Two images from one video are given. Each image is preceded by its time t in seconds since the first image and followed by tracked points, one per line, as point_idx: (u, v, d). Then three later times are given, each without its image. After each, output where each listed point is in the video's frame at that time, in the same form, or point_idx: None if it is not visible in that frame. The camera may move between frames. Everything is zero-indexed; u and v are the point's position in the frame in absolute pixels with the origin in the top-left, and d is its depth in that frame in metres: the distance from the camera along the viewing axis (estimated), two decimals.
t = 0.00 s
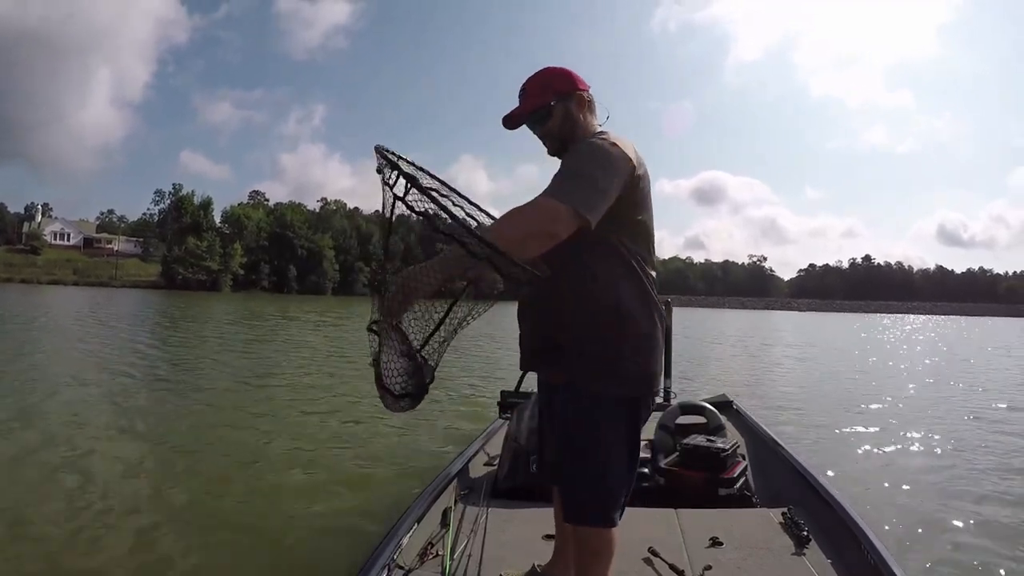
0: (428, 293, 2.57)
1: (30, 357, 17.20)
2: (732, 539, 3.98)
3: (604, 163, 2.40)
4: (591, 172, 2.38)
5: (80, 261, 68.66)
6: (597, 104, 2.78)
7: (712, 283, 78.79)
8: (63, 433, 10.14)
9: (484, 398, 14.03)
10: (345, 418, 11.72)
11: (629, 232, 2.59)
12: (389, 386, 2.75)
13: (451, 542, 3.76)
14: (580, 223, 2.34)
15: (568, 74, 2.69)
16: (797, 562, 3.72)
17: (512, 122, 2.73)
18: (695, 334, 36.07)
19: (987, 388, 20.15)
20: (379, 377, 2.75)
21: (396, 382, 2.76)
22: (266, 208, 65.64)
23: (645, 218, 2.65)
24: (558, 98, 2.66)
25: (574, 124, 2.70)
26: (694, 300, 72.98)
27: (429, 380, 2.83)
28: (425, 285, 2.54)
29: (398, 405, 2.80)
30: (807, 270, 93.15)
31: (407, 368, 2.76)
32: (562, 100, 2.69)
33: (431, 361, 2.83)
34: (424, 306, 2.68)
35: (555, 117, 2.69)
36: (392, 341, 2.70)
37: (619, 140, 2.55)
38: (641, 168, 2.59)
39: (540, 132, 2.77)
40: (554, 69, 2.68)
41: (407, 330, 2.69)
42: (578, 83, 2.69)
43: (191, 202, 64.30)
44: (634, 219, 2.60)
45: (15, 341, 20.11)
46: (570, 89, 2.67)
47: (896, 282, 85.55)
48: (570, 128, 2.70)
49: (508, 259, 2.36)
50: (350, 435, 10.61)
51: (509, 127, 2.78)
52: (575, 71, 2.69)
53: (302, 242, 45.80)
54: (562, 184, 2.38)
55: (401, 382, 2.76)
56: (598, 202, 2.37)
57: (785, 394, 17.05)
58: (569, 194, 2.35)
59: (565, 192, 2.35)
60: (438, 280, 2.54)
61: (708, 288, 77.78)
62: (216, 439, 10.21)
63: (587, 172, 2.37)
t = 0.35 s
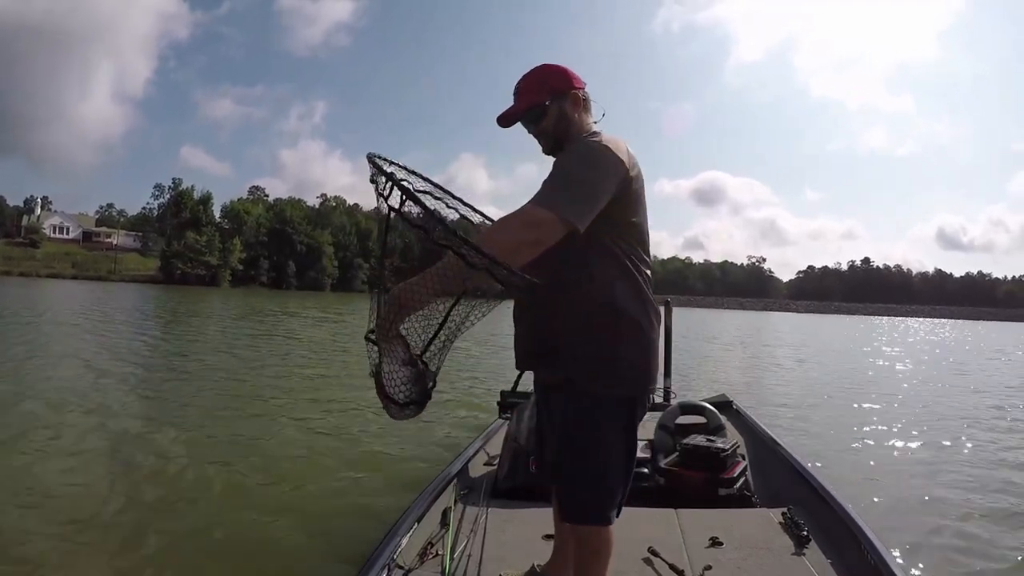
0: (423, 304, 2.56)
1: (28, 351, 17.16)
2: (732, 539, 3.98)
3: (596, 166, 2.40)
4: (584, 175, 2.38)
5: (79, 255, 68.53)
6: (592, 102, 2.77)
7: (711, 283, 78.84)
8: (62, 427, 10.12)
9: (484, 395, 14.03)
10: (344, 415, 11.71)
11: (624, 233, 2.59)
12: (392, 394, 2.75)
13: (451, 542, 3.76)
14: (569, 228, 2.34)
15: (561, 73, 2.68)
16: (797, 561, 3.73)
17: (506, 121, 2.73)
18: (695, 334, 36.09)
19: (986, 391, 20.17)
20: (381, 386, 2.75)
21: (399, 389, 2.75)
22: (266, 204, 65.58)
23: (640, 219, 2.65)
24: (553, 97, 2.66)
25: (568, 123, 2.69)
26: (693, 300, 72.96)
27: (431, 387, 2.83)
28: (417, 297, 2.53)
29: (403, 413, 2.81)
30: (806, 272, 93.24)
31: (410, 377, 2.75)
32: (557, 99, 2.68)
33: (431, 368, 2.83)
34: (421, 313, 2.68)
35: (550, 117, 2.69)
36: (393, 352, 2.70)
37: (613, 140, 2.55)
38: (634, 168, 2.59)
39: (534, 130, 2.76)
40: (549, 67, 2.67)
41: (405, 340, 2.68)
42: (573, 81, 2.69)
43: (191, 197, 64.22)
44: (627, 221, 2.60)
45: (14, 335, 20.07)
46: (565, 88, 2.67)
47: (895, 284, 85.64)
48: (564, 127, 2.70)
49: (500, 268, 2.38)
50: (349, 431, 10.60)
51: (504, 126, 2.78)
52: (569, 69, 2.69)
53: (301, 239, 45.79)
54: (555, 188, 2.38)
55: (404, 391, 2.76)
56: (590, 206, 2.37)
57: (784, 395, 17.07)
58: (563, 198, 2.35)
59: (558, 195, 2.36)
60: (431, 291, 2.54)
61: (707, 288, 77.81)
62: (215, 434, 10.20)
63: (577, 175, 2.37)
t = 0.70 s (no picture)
0: (423, 307, 2.56)
1: (27, 350, 17.13)
2: (732, 540, 3.98)
3: (587, 168, 2.40)
4: (576, 178, 2.38)
5: (77, 254, 68.41)
6: (583, 103, 2.77)
7: (710, 282, 78.88)
8: (62, 426, 10.12)
9: (483, 395, 14.02)
10: (344, 414, 11.71)
11: (617, 233, 2.59)
12: (393, 395, 2.74)
13: (450, 542, 3.76)
14: (560, 231, 2.34)
15: (552, 75, 2.67)
16: (797, 561, 3.73)
17: (498, 124, 2.72)
18: (694, 334, 36.08)
19: (984, 390, 20.19)
20: (383, 386, 2.75)
21: (400, 390, 2.75)
22: (264, 203, 65.52)
23: (633, 219, 2.66)
24: (544, 100, 2.66)
25: (559, 126, 2.69)
26: (692, 298, 73.01)
27: (432, 387, 2.83)
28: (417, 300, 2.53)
29: (403, 414, 2.80)
30: (805, 270, 93.31)
31: (413, 379, 2.75)
32: (547, 101, 2.68)
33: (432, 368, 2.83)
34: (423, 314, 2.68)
35: (540, 119, 2.69)
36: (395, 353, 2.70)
37: (605, 142, 2.54)
38: (626, 169, 2.59)
39: (525, 132, 2.76)
40: (541, 68, 2.66)
41: (407, 342, 2.68)
42: (564, 82, 2.68)
43: (189, 196, 64.17)
44: (620, 220, 2.60)
45: (12, 335, 20.03)
46: (556, 89, 2.67)
47: (893, 284, 85.71)
48: (555, 129, 2.70)
49: (494, 273, 2.37)
50: (348, 431, 10.59)
51: (495, 129, 2.77)
52: (560, 71, 2.69)
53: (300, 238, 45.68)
54: (550, 191, 2.37)
55: (405, 392, 2.75)
56: (583, 210, 2.38)
57: (783, 394, 17.08)
58: (558, 200, 2.35)
59: (552, 197, 2.35)
60: (429, 292, 2.54)
61: (706, 287, 77.84)
62: (215, 434, 10.20)
63: (567, 178, 2.37)
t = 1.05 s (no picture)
0: (428, 313, 2.57)
1: (25, 354, 17.11)
2: (732, 540, 3.99)
3: (585, 170, 2.40)
4: (572, 181, 2.38)
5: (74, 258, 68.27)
6: (580, 106, 2.78)
7: (708, 281, 78.94)
8: (61, 429, 10.11)
9: (482, 395, 14.02)
10: (343, 416, 11.70)
11: (614, 234, 2.60)
12: (404, 402, 2.78)
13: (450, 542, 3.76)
14: (559, 233, 2.35)
15: (550, 77, 2.67)
16: (797, 561, 3.74)
17: (495, 127, 2.72)
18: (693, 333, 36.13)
19: (983, 387, 20.23)
20: (396, 395, 2.78)
21: (411, 397, 2.78)
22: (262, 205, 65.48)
23: (630, 219, 2.66)
24: (542, 102, 2.66)
25: (556, 129, 2.70)
26: (690, 296, 73.05)
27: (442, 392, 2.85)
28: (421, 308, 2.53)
29: (413, 420, 2.84)
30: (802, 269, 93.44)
31: (423, 385, 2.78)
32: (545, 104, 2.68)
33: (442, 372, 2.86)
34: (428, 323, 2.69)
35: (538, 123, 2.69)
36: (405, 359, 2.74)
37: (602, 144, 2.54)
38: (622, 171, 2.59)
39: (523, 135, 2.76)
40: (538, 71, 2.66)
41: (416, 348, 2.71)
42: (561, 85, 2.69)
43: (187, 199, 64.10)
44: (617, 222, 2.60)
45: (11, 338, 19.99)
46: (553, 92, 2.67)
47: (890, 281, 85.84)
48: (553, 132, 2.71)
49: (494, 275, 2.38)
50: (348, 432, 10.59)
51: (493, 132, 2.78)
52: (558, 74, 2.69)
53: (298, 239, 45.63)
54: (547, 194, 2.38)
55: (416, 398, 2.78)
56: (582, 212, 2.38)
57: (782, 392, 17.10)
58: (555, 203, 2.35)
59: (550, 200, 2.36)
60: (432, 298, 2.55)
61: (704, 286, 77.88)
62: (214, 436, 10.19)
63: (565, 179, 2.37)
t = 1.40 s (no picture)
0: (436, 316, 2.58)
1: (23, 354, 17.07)
2: (732, 540, 3.99)
3: (588, 171, 2.40)
4: (576, 183, 2.38)
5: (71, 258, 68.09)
6: (583, 107, 2.78)
7: (706, 281, 78.96)
8: (59, 430, 10.09)
9: (481, 395, 14.01)
10: (342, 416, 11.70)
11: (616, 235, 2.60)
12: (413, 403, 2.82)
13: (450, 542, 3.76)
14: (565, 234, 2.35)
15: (553, 80, 2.67)
16: (797, 561, 3.74)
17: (499, 129, 2.73)
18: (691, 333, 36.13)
19: (982, 387, 20.24)
20: (407, 397, 2.82)
21: (420, 398, 2.82)
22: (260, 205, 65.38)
23: (633, 220, 2.66)
24: (545, 104, 2.66)
25: (560, 131, 2.70)
26: (688, 297, 73.09)
27: (452, 393, 2.87)
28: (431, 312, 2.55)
29: (423, 421, 2.87)
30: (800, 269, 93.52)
31: (433, 386, 2.81)
32: (548, 106, 2.68)
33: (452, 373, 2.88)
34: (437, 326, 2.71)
35: (541, 124, 2.69)
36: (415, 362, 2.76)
37: (606, 146, 2.54)
38: (625, 172, 2.59)
39: (527, 136, 2.76)
40: (542, 73, 2.66)
41: (426, 351, 2.73)
42: (564, 88, 2.69)
43: (185, 199, 63.97)
44: (620, 223, 2.60)
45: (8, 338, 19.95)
46: (556, 94, 2.67)
47: (888, 281, 85.93)
48: (556, 134, 2.71)
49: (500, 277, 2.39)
50: (347, 432, 10.58)
51: (497, 134, 2.78)
52: (561, 76, 2.69)
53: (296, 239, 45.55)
54: (552, 196, 2.38)
55: (425, 399, 2.82)
56: (586, 213, 2.38)
57: (781, 392, 17.10)
58: (559, 204, 2.35)
59: (553, 202, 2.36)
60: (440, 302, 2.56)
61: (702, 286, 77.91)
62: (214, 436, 10.17)
63: (568, 181, 2.38)
